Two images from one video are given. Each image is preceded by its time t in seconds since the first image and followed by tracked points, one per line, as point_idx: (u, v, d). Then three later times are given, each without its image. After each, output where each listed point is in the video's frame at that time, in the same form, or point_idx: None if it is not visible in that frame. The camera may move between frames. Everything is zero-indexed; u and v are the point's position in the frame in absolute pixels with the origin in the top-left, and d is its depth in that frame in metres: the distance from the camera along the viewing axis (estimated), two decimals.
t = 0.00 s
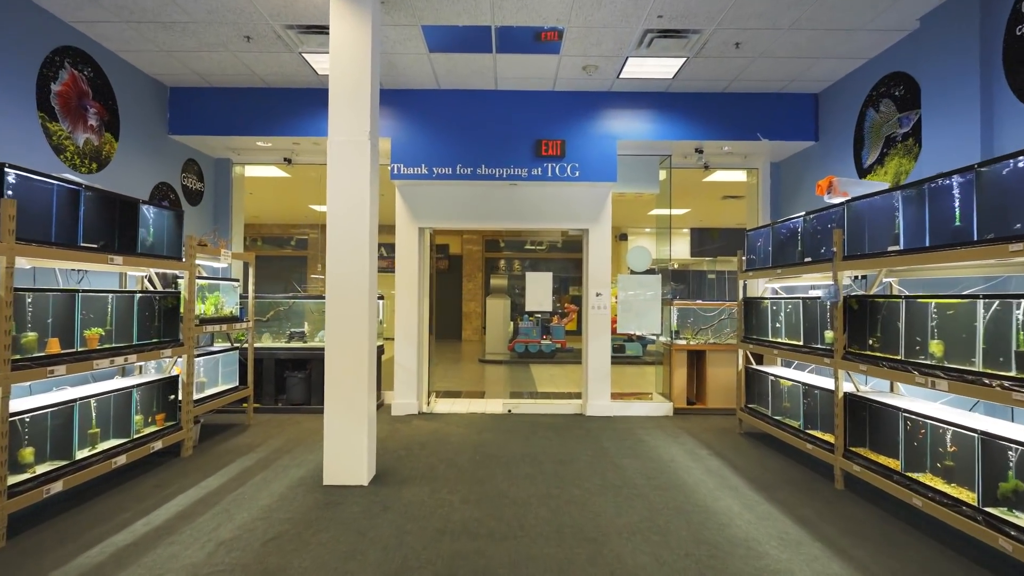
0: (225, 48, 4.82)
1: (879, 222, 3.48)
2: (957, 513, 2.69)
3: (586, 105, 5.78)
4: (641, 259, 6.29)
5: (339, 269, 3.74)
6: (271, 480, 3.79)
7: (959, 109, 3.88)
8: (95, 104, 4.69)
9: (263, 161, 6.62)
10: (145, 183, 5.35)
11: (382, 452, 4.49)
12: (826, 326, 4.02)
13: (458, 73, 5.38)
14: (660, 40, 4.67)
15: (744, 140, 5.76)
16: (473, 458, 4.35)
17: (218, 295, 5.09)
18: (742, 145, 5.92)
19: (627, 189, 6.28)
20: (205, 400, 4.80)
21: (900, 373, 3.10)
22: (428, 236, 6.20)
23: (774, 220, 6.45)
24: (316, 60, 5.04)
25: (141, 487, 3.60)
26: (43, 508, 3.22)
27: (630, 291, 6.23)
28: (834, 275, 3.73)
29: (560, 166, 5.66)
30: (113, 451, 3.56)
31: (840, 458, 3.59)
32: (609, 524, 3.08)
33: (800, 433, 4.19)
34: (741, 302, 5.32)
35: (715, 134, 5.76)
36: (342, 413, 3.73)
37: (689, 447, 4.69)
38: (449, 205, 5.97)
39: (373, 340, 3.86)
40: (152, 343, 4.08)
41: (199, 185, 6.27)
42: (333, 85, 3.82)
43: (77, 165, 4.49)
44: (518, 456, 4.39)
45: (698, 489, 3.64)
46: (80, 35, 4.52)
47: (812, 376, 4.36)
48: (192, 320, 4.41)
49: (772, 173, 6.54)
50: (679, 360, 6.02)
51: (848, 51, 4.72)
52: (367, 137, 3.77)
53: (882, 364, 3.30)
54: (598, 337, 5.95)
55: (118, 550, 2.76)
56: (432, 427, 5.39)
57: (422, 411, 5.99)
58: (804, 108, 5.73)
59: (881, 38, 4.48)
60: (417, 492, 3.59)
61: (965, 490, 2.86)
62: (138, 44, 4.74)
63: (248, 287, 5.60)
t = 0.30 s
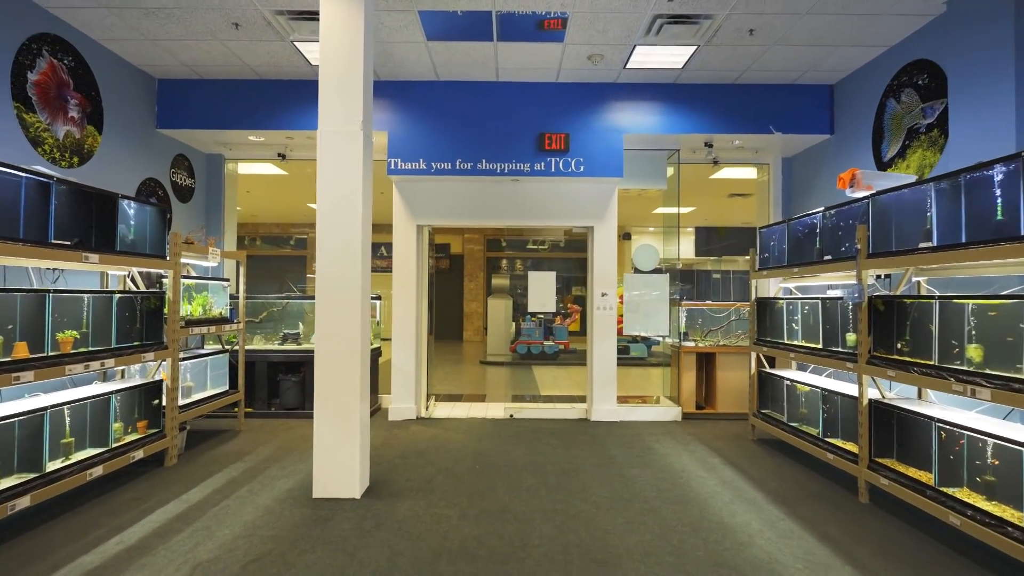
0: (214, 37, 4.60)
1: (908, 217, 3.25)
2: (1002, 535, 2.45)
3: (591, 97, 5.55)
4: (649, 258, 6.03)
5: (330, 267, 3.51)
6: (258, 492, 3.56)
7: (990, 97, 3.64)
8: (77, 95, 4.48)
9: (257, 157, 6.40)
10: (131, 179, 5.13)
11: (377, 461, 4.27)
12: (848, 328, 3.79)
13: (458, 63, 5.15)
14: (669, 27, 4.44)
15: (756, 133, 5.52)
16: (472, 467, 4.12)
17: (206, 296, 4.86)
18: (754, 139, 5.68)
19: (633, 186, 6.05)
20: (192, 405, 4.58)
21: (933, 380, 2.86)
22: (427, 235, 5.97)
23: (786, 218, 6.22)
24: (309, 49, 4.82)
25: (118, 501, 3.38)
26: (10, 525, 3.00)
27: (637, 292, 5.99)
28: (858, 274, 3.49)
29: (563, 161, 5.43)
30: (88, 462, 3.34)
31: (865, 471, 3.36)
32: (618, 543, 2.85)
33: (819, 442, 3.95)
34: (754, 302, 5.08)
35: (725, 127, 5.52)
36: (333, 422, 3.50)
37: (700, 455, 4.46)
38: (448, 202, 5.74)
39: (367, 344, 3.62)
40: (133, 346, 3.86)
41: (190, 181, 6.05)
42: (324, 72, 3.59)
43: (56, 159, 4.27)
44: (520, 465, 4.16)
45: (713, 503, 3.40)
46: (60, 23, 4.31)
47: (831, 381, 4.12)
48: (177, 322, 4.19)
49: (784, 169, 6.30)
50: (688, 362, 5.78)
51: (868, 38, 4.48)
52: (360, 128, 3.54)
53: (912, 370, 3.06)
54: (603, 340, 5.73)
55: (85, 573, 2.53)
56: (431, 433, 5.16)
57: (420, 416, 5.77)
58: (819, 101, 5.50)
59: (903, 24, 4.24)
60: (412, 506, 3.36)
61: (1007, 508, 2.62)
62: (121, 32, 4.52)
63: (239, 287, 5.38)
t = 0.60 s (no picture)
0: (201, 24, 4.39)
1: (941, 211, 3.02)
2: None
3: (597, 88, 5.31)
4: (656, 257, 5.84)
5: (319, 266, 3.28)
6: (241, 506, 3.33)
7: None
8: (57, 85, 4.26)
9: (250, 152, 6.18)
10: (115, 173, 4.91)
11: (371, 470, 4.04)
12: (872, 331, 3.55)
13: (457, 52, 4.92)
14: (680, 13, 4.21)
15: (769, 126, 5.28)
16: (471, 478, 3.88)
17: (194, 296, 4.64)
18: (766, 132, 5.44)
19: (640, 181, 5.78)
20: (179, 409, 4.36)
21: (973, 388, 2.63)
22: (425, 232, 5.75)
23: (799, 215, 5.98)
24: (301, 37, 4.60)
25: (91, 516, 3.15)
26: None
27: (644, 291, 5.76)
28: (885, 272, 3.25)
29: (568, 155, 5.20)
30: (60, 474, 3.12)
31: (894, 484, 3.12)
32: (629, 564, 2.62)
33: (841, 451, 3.71)
34: (768, 302, 4.84)
35: (736, 119, 5.29)
36: (323, 432, 3.27)
37: (712, 464, 4.22)
38: (448, 198, 5.52)
39: (359, 348, 3.40)
40: (112, 349, 3.63)
41: (179, 177, 5.82)
42: (313, 57, 3.35)
43: (33, 152, 4.05)
44: (522, 475, 3.93)
45: (729, 518, 3.17)
46: (39, 8, 4.09)
47: (853, 387, 3.88)
48: (160, 323, 3.97)
49: (797, 164, 6.08)
50: (696, 365, 5.56)
51: (890, 23, 4.24)
52: (351, 117, 3.31)
53: (947, 376, 2.83)
54: (609, 342, 5.49)
55: None
56: (429, 440, 4.93)
57: (418, 421, 5.55)
58: (834, 92, 5.26)
59: (928, 7, 4.00)
60: (407, 521, 3.13)
61: None
62: (103, 19, 4.31)
63: (229, 287, 5.16)
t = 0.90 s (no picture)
0: (183, 8, 4.14)
1: (983, 203, 2.76)
2: None
3: (603, 77, 5.06)
4: (664, 255, 5.53)
5: (304, 264, 3.02)
6: (221, 523, 3.08)
7: None
8: (31, 73, 4.02)
9: (241, 146, 5.93)
10: (96, 167, 4.67)
11: (363, 482, 3.78)
12: (903, 333, 3.28)
13: (456, 39, 4.67)
14: None
15: (784, 117, 5.02)
16: (470, 491, 3.63)
17: (178, 296, 4.39)
18: (781, 124, 5.18)
19: (648, 175, 5.49)
20: (160, 417, 4.10)
21: None
22: (423, 229, 5.50)
23: (815, 211, 5.72)
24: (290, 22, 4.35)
25: (55, 535, 2.90)
26: None
27: (652, 292, 5.50)
28: (919, 270, 2.99)
29: (572, 148, 4.95)
30: (22, 491, 2.87)
31: (930, 501, 2.86)
32: None
33: (867, 463, 3.45)
34: (786, 302, 4.58)
35: (750, 111, 5.02)
36: (308, 444, 3.01)
37: (727, 475, 3.96)
38: (446, 194, 5.27)
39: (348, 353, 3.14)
40: (84, 354, 3.39)
41: (167, 173, 5.58)
42: (298, 37, 3.10)
43: (4, 143, 3.80)
44: (524, 488, 3.68)
45: (750, 538, 2.91)
46: None
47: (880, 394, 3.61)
48: (138, 326, 3.73)
49: (811, 159, 5.81)
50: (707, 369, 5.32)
51: (916, 5, 3.98)
52: (339, 102, 3.05)
53: (994, 384, 2.56)
54: (616, 344, 5.23)
55: None
56: (426, 448, 4.68)
57: (416, 427, 5.29)
58: (853, 81, 4.99)
59: None
60: (399, 540, 2.88)
61: None
62: (80, 3, 4.06)
63: (216, 287, 4.91)
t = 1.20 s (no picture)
0: None
1: None
2: None
3: (611, 67, 4.81)
4: (674, 254, 5.31)
5: (289, 263, 2.78)
6: (201, 544, 2.85)
7: None
8: (6, 62, 3.80)
9: (233, 141, 5.70)
10: (78, 162, 4.45)
11: (356, 497, 3.55)
12: (939, 337, 3.03)
13: (455, 26, 4.43)
14: None
15: (801, 109, 4.77)
16: (471, 506, 3.39)
17: (163, 297, 4.16)
18: (797, 116, 4.93)
19: (659, 171, 5.24)
20: (142, 425, 3.86)
21: None
22: (422, 228, 5.27)
23: (832, 208, 5.47)
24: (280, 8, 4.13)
25: (19, 558, 2.67)
26: None
27: (662, 293, 5.26)
28: (958, 268, 2.75)
29: (578, 141, 4.71)
30: None
31: (973, 522, 2.61)
32: None
33: (898, 477, 3.20)
34: (805, 303, 4.33)
35: (765, 102, 4.77)
36: (294, 459, 2.77)
37: (745, 489, 3.71)
38: (446, 190, 5.04)
39: (337, 358, 2.91)
40: (55, 359, 3.15)
41: (155, 169, 5.35)
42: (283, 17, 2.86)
43: None
44: (529, 503, 3.43)
45: (775, 563, 2.64)
46: None
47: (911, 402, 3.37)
48: (116, 329, 3.49)
49: (826, 155, 5.58)
50: (719, 374, 5.08)
51: None
52: (327, 86, 2.81)
53: None
54: (624, 348, 4.99)
55: None
56: (425, 458, 4.44)
57: (415, 434, 5.06)
58: (874, 70, 4.74)
59: None
60: (392, 564, 2.64)
61: None
62: None
63: (204, 288, 4.68)
